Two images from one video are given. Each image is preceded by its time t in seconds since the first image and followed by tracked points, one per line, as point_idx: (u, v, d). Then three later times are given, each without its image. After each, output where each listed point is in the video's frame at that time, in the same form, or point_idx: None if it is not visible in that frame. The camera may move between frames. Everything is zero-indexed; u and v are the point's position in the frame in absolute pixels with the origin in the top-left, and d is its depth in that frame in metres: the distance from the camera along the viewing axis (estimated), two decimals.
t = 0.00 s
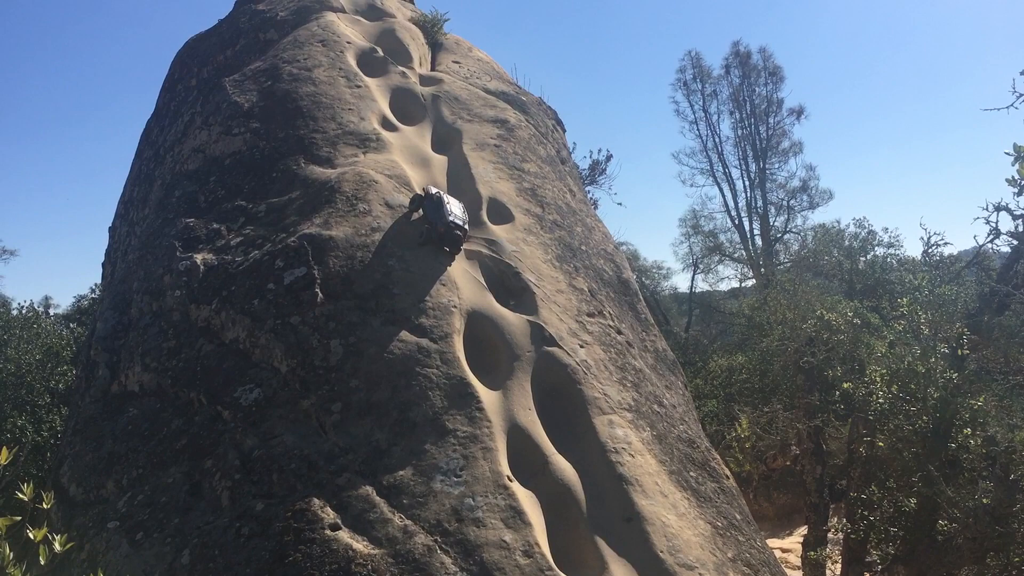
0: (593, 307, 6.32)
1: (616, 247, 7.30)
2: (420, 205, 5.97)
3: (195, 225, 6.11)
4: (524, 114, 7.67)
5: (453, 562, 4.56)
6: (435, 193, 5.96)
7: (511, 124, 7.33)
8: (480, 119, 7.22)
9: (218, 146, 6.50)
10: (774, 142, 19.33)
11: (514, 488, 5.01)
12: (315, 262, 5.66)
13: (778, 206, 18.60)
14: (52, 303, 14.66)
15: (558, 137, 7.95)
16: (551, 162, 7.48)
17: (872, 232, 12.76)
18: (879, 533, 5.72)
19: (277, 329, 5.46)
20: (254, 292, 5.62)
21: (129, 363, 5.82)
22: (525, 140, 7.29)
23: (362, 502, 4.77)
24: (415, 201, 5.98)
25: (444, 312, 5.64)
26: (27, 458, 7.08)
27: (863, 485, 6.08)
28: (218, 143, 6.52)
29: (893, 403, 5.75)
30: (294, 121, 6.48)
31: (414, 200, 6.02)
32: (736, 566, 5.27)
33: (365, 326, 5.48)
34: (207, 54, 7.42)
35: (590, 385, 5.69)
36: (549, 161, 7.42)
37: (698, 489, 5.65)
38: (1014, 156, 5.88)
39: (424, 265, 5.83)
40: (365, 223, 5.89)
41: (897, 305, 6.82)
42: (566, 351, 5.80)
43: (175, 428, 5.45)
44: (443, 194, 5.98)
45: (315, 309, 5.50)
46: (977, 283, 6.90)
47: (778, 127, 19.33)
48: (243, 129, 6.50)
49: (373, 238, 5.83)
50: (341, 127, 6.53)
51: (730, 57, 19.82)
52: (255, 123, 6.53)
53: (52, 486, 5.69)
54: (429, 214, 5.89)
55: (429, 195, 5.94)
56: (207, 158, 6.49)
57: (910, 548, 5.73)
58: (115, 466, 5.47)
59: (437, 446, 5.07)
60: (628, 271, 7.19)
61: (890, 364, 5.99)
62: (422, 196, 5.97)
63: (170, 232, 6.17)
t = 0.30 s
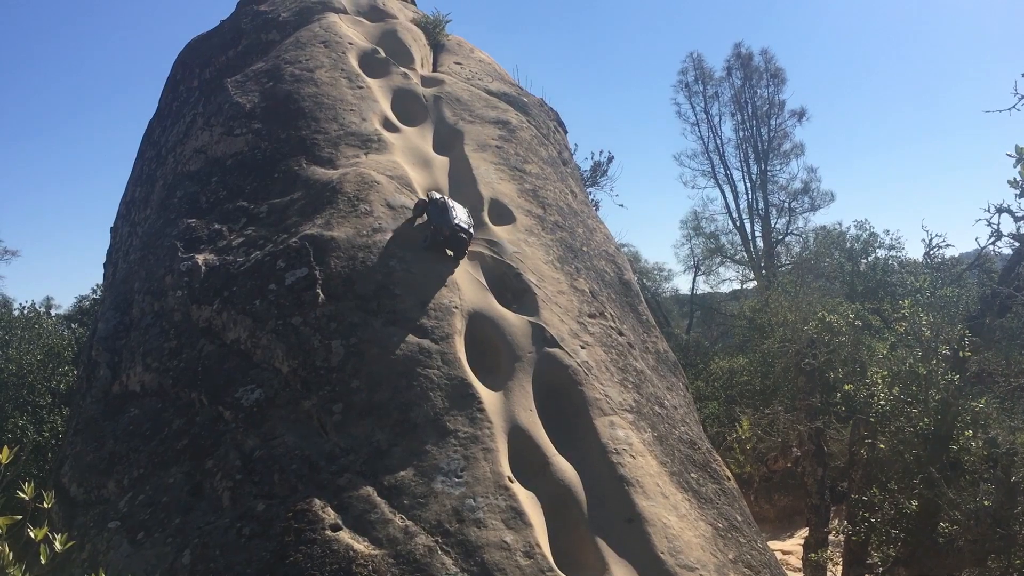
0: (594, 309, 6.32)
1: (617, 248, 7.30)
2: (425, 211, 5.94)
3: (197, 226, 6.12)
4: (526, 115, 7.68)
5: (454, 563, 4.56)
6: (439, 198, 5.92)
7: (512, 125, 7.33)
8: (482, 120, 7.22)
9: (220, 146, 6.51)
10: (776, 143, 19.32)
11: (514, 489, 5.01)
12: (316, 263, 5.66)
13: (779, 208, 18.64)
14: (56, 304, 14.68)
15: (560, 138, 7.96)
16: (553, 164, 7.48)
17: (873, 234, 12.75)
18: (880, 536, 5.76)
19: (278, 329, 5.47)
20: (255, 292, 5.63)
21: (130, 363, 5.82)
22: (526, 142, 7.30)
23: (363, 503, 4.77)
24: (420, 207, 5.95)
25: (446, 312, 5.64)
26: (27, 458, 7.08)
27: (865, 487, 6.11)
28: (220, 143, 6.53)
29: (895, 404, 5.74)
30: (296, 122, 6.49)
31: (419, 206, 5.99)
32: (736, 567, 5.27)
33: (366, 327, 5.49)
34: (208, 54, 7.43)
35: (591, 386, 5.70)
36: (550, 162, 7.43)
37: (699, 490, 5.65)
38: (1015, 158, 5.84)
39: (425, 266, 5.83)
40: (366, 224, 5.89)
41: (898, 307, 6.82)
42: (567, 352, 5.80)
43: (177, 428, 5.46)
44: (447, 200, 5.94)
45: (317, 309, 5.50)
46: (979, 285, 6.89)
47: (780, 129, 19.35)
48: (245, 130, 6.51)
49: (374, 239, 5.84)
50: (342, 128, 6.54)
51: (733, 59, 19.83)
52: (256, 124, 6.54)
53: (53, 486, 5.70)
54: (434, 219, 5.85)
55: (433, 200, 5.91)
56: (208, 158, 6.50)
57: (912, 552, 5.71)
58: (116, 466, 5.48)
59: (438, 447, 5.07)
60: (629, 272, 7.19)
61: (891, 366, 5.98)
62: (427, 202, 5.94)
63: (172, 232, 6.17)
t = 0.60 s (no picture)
0: (583, 307, 6.84)
1: (604, 251, 7.83)
2: (431, 222, 6.43)
3: (218, 229, 6.64)
4: (521, 127, 8.22)
5: (453, 538, 5.02)
6: (445, 212, 6.41)
7: (508, 137, 7.86)
8: (480, 132, 7.75)
9: (239, 156, 7.03)
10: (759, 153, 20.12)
11: (509, 471, 5.50)
12: (328, 263, 6.16)
13: (753, 216, 19.37)
14: (80, 301, 15.34)
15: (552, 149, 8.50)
16: (546, 172, 8.01)
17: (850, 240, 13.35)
18: (844, 514, 6.33)
19: (293, 324, 5.97)
20: (272, 290, 6.13)
21: (157, 356, 6.34)
22: (521, 152, 7.83)
23: (370, 484, 5.25)
24: (426, 219, 6.45)
25: (447, 310, 6.15)
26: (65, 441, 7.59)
27: (830, 470, 6.66)
28: (238, 153, 7.04)
29: (858, 394, 6.29)
30: (309, 133, 7.00)
31: (425, 217, 6.49)
32: (712, 543, 5.78)
33: (374, 322, 5.99)
34: (229, 71, 7.98)
35: (580, 377, 6.21)
36: (543, 171, 7.96)
37: (678, 474, 6.16)
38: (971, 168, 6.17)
39: (428, 267, 6.34)
40: (374, 228, 6.39)
41: (863, 307, 7.38)
42: (558, 346, 6.32)
43: (200, 415, 5.95)
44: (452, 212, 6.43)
45: (328, 306, 6.00)
46: (935, 285, 7.43)
47: (752, 142, 19.94)
48: (261, 141, 7.02)
49: (381, 242, 6.34)
50: (352, 140, 7.05)
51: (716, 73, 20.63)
52: (272, 135, 7.05)
53: (85, 469, 6.20)
54: (440, 230, 6.35)
55: (439, 212, 6.42)
56: (228, 167, 7.02)
57: (871, 528, 6.23)
58: (143, 450, 5.97)
59: (440, 433, 5.56)
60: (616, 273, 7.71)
61: (854, 359, 6.55)
62: (433, 215, 6.44)
63: (195, 235, 6.70)
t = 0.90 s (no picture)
0: (579, 300, 7.01)
1: (599, 246, 8.01)
2: (430, 217, 6.59)
3: (223, 224, 6.80)
4: (518, 125, 8.39)
5: (451, 525, 5.17)
6: (443, 206, 6.57)
7: (506, 134, 8.03)
8: (478, 130, 7.91)
9: (243, 153, 7.19)
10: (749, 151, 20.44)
11: (506, 461, 5.65)
12: (330, 258, 6.32)
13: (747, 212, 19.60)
14: (86, 294, 15.55)
15: (548, 147, 8.67)
16: (542, 169, 8.18)
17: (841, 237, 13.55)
18: (832, 502, 6.53)
19: (295, 317, 6.13)
20: (275, 284, 6.29)
21: (162, 347, 6.51)
22: (518, 150, 7.99)
23: (370, 472, 5.41)
24: (425, 214, 6.61)
25: (446, 303, 6.31)
26: (71, 432, 7.75)
27: (818, 460, 6.89)
28: (242, 150, 7.20)
29: (845, 386, 6.48)
30: (311, 131, 7.16)
31: (424, 211, 6.64)
32: (703, 531, 5.94)
33: (374, 316, 6.14)
34: (234, 70, 8.14)
35: (575, 369, 6.37)
36: (539, 168, 8.13)
37: (671, 463, 6.33)
38: (957, 167, 6.16)
39: (428, 262, 6.50)
40: (374, 223, 6.55)
41: (851, 301, 7.56)
42: (554, 339, 6.48)
43: (204, 405, 6.10)
44: (450, 207, 6.59)
45: (330, 299, 6.15)
46: (920, 280, 7.61)
47: (745, 141, 20.15)
48: (265, 138, 7.18)
49: (382, 237, 6.50)
50: (353, 137, 7.21)
51: (704, 75, 21.00)
52: (275, 133, 7.20)
53: (93, 458, 6.35)
54: (439, 224, 6.51)
55: (437, 207, 6.57)
56: (232, 163, 7.18)
57: (858, 516, 6.44)
58: (149, 440, 6.12)
59: (438, 423, 5.72)
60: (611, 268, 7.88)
61: (842, 351, 6.74)
62: (431, 209, 6.59)
63: (200, 230, 6.87)
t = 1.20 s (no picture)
0: (578, 290, 7.01)
1: (599, 236, 8.00)
2: (430, 206, 6.57)
3: (223, 213, 6.80)
4: (518, 115, 8.38)
5: (450, 514, 5.19)
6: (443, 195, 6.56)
7: (506, 124, 8.02)
8: (479, 119, 7.90)
9: (243, 141, 7.18)
10: (748, 142, 20.49)
11: (505, 449, 5.66)
12: (330, 247, 6.32)
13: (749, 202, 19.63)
14: (89, 283, 15.54)
15: (548, 136, 8.66)
16: (542, 159, 8.17)
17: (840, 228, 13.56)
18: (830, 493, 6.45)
19: (295, 305, 6.13)
20: (275, 273, 6.29)
21: (162, 336, 6.51)
22: (518, 139, 7.98)
23: (370, 461, 5.42)
24: (425, 202, 6.59)
25: (445, 292, 6.31)
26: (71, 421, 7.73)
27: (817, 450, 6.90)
28: (242, 139, 7.20)
29: (845, 376, 6.49)
30: (311, 120, 7.15)
31: (424, 200, 6.63)
32: (702, 520, 5.96)
33: (374, 305, 6.14)
34: (234, 58, 8.12)
35: (575, 358, 6.37)
36: (540, 158, 8.12)
37: (670, 452, 6.34)
38: (959, 157, 6.10)
39: (428, 251, 6.50)
40: (374, 212, 6.55)
41: (851, 291, 7.56)
42: (554, 329, 6.48)
43: (204, 393, 6.11)
44: (450, 196, 6.57)
45: (330, 288, 6.15)
46: (920, 270, 7.61)
47: (745, 131, 20.19)
48: (264, 126, 7.17)
49: (382, 226, 6.50)
50: (353, 126, 7.20)
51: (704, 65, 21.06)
52: (275, 121, 7.19)
53: (93, 445, 6.37)
54: (439, 213, 6.50)
55: (437, 196, 6.56)
56: (232, 152, 7.17)
57: (856, 505, 6.42)
58: (149, 428, 6.13)
59: (438, 411, 5.73)
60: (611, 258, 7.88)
61: (842, 341, 6.75)
62: (431, 198, 6.58)
63: (200, 218, 6.86)
